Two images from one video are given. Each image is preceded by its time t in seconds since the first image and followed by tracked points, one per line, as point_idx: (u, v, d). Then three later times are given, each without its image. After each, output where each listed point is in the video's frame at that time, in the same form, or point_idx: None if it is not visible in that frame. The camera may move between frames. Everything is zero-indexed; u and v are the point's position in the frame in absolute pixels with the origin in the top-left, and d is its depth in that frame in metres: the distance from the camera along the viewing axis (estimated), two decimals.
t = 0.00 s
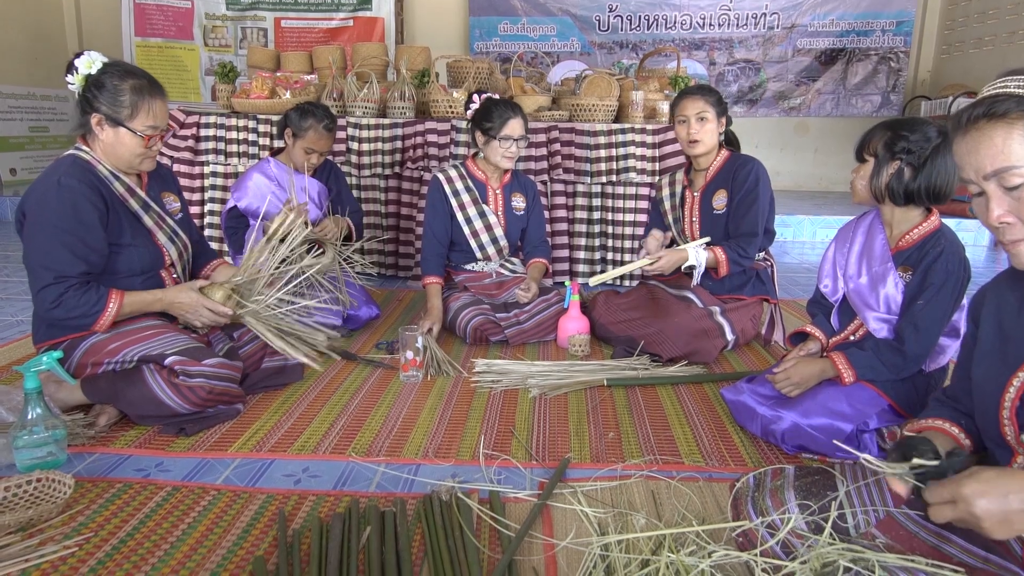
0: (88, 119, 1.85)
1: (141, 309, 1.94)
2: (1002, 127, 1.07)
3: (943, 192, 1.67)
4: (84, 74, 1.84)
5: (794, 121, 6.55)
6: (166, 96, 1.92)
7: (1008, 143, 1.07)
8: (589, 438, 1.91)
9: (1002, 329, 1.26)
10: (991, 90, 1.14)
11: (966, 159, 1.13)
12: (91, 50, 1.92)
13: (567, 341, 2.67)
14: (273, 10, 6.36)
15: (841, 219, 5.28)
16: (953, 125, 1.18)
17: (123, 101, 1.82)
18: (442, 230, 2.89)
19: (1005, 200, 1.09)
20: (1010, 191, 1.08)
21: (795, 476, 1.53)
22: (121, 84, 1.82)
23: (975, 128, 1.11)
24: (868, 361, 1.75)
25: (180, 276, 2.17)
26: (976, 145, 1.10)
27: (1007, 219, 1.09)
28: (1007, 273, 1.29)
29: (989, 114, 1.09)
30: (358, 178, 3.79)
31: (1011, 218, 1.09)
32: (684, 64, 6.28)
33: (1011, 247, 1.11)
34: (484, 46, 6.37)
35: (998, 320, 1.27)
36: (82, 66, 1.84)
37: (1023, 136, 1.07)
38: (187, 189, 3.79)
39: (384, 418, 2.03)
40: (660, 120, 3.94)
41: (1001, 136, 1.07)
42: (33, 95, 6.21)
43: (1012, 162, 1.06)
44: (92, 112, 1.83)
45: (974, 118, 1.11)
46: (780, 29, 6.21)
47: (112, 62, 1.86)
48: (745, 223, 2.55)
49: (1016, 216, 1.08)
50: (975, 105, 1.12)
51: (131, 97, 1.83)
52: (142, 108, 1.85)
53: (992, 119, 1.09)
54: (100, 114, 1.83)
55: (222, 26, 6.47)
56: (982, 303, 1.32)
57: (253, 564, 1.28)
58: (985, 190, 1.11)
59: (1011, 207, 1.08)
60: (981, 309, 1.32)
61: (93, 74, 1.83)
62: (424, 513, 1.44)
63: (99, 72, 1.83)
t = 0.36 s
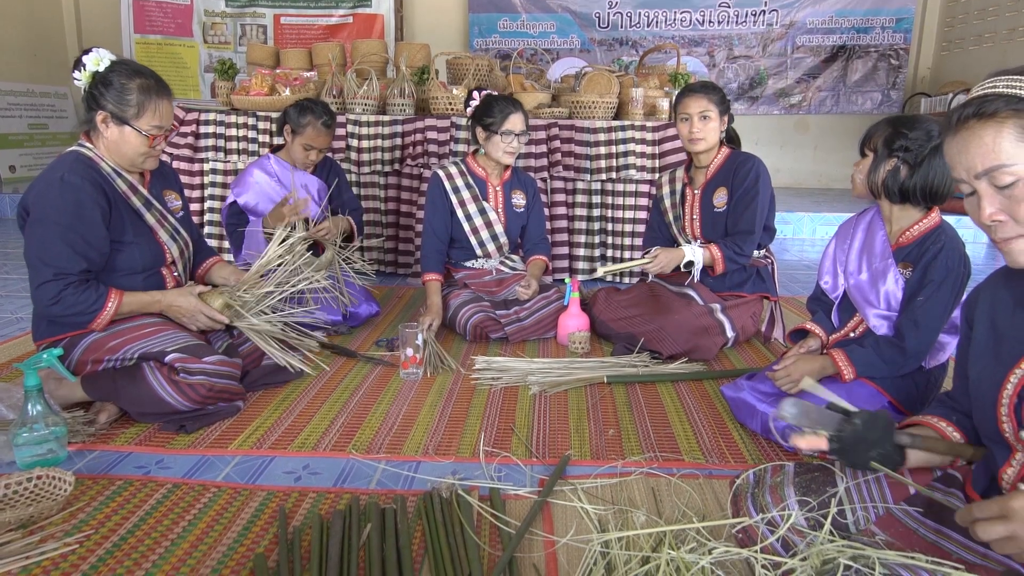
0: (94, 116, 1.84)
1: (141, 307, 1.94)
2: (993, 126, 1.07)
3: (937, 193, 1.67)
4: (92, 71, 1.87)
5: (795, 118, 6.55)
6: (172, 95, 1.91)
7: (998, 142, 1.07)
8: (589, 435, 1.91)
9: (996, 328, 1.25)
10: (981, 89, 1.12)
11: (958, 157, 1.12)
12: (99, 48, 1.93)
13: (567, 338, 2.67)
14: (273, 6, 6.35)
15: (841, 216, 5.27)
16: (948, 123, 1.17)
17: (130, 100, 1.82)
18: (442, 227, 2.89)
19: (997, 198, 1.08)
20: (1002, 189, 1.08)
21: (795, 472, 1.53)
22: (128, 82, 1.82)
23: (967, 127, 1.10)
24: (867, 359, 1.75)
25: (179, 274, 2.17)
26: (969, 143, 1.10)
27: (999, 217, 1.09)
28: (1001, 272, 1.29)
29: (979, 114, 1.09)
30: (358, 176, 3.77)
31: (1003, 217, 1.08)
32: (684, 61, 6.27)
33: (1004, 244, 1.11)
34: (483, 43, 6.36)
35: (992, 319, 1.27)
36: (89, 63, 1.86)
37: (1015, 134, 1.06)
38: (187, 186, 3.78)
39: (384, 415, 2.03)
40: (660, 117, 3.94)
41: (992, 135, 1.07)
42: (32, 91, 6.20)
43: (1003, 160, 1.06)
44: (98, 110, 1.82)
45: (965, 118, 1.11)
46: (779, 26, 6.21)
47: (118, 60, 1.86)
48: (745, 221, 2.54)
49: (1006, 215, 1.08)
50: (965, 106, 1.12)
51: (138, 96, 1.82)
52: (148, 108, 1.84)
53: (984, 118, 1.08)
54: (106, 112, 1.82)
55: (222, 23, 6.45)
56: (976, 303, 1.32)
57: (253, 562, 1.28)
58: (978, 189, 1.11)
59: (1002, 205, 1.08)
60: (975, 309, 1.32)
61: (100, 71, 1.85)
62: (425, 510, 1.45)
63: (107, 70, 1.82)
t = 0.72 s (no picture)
0: (96, 115, 1.84)
1: (143, 305, 1.94)
2: (990, 121, 1.07)
3: (938, 190, 1.67)
4: (96, 71, 1.83)
5: (795, 117, 6.54)
6: (175, 97, 1.91)
7: (995, 137, 1.06)
8: (588, 434, 1.91)
9: (993, 326, 1.26)
10: (981, 87, 1.13)
11: (955, 153, 1.12)
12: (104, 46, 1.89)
13: (567, 337, 2.67)
14: (273, 5, 6.35)
15: (841, 215, 5.27)
16: (945, 120, 1.17)
17: (134, 101, 1.82)
18: (441, 226, 2.89)
19: (993, 193, 1.09)
20: (997, 184, 1.08)
21: (794, 471, 1.53)
22: (133, 83, 1.82)
23: (964, 123, 1.10)
24: (866, 358, 1.76)
25: (180, 273, 2.17)
26: (965, 139, 1.10)
27: (994, 212, 1.09)
28: (999, 271, 1.29)
29: (977, 110, 1.09)
30: (357, 174, 3.77)
31: (998, 211, 1.08)
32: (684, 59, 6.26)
33: (999, 240, 1.11)
34: (483, 41, 6.35)
35: (991, 317, 1.27)
36: (94, 62, 1.82)
37: (1012, 129, 1.06)
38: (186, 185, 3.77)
39: (384, 414, 2.03)
40: (659, 116, 3.93)
41: (989, 130, 1.07)
42: (31, 90, 6.19)
43: (999, 155, 1.06)
44: (100, 110, 1.82)
45: (963, 115, 1.11)
46: (780, 24, 6.21)
47: (124, 60, 1.85)
48: (744, 220, 2.54)
49: (1002, 209, 1.08)
50: (964, 103, 1.12)
51: (142, 97, 1.82)
52: (151, 109, 1.84)
53: (980, 114, 1.08)
54: (109, 112, 1.82)
55: (221, 21, 6.45)
56: (974, 302, 1.32)
57: (253, 561, 1.28)
58: (974, 184, 1.11)
59: (998, 200, 1.08)
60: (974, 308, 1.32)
61: (105, 71, 1.82)
62: (424, 510, 1.45)
63: (111, 69, 1.82)
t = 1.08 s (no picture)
0: (93, 116, 1.84)
1: (137, 305, 1.94)
2: (992, 119, 1.07)
3: (939, 190, 1.67)
4: (95, 71, 1.84)
5: (794, 117, 6.55)
6: (172, 97, 1.91)
7: (998, 136, 1.06)
8: (588, 435, 1.91)
9: (988, 328, 1.26)
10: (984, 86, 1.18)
11: (955, 152, 1.12)
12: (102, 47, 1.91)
13: (566, 337, 2.67)
14: (272, 5, 6.35)
15: (841, 215, 5.28)
16: (946, 120, 1.17)
17: (130, 102, 1.82)
18: (440, 226, 2.89)
19: (994, 192, 1.08)
20: (998, 183, 1.08)
21: (793, 471, 1.53)
22: (129, 83, 1.81)
23: (965, 122, 1.10)
24: (865, 357, 1.76)
25: (178, 273, 2.16)
26: (966, 139, 1.10)
27: (995, 211, 1.09)
28: (996, 272, 1.29)
29: (980, 108, 1.09)
30: (356, 174, 3.77)
31: (999, 210, 1.09)
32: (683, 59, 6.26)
33: (1000, 240, 1.11)
34: (482, 41, 6.35)
35: (988, 319, 1.27)
36: (92, 62, 1.83)
37: (1014, 128, 1.06)
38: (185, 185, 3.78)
39: (383, 414, 2.03)
40: (659, 116, 3.93)
41: (991, 129, 1.07)
42: (31, 90, 6.19)
43: (1001, 154, 1.06)
44: (97, 109, 1.82)
45: (965, 113, 1.11)
46: (780, 24, 6.21)
47: (122, 60, 1.86)
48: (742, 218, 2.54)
49: (1003, 209, 1.08)
50: (966, 100, 1.12)
51: (138, 97, 1.82)
52: (145, 110, 1.84)
53: (983, 113, 1.08)
54: (105, 112, 1.82)
55: (221, 21, 6.45)
56: (972, 303, 1.32)
57: (252, 561, 1.28)
58: (974, 183, 1.11)
59: (998, 199, 1.08)
60: (970, 309, 1.32)
61: (104, 71, 1.83)
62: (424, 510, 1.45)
63: (108, 70, 1.82)
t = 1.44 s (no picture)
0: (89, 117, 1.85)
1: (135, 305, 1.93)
2: (981, 119, 1.07)
3: (937, 189, 1.68)
4: (94, 71, 1.88)
5: (793, 116, 6.55)
6: (170, 100, 1.89)
7: (986, 134, 1.07)
8: (585, 434, 1.91)
9: (979, 329, 1.27)
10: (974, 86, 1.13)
11: (944, 151, 1.12)
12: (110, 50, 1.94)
13: (564, 336, 2.67)
14: (270, 4, 6.35)
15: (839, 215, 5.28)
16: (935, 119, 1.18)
17: (122, 105, 1.81)
18: (439, 226, 2.89)
19: (983, 190, 1.08)
20: (987, 181, 1.08)
21: (790, 471, 1.54)
22: (123, 87, 1.81)
23: (955, 120, 1.11)
24: (863, 356, 1.76)
25: (178, 274, 2.16)
26: (956, 137, 1.10)
27: (983, 210, 1.09)
28: (987, 273, 1.29)
29: (969, 106, 1.09)
30: (355, 174, 3.78)
31: (987, 209, 1.08)
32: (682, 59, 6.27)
33: (988, 238, 1.11)
34: (481, 41, 6.36)
35: (981, 320, 1.27)
36: (91, 62, 1.88)
37: (1002, 127, 1.06)
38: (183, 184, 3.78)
39: (381, 413, 2.03)
40: (657, 115, 3.93)
41: (980, 127, 1.07)
42: (30, 90, 6.19)
43: (991, 152, 1.06)
44: (92, 111, 1.83)
45: (954, 112, 1.11)
46: (779, 24, 6.21)
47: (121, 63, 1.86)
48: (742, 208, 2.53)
49: (991, 207, 1.08)
50: (955, 99, 1.12)
51: (130, 101, 1.81)
52: (138, 113, 1.83)
53: (972, 112, 1.09)
54: (100, 115, 1.82)
55: (219, 21, 6.45)
56: (964, 304, 1.32)
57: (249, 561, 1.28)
58: (963, 182, 1.11)
59: (987, 197, 1.08)
60: (962, 310, 1.32)
61: (100, 72, 1.86)
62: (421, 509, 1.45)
63: (106, 73, 1.82)
